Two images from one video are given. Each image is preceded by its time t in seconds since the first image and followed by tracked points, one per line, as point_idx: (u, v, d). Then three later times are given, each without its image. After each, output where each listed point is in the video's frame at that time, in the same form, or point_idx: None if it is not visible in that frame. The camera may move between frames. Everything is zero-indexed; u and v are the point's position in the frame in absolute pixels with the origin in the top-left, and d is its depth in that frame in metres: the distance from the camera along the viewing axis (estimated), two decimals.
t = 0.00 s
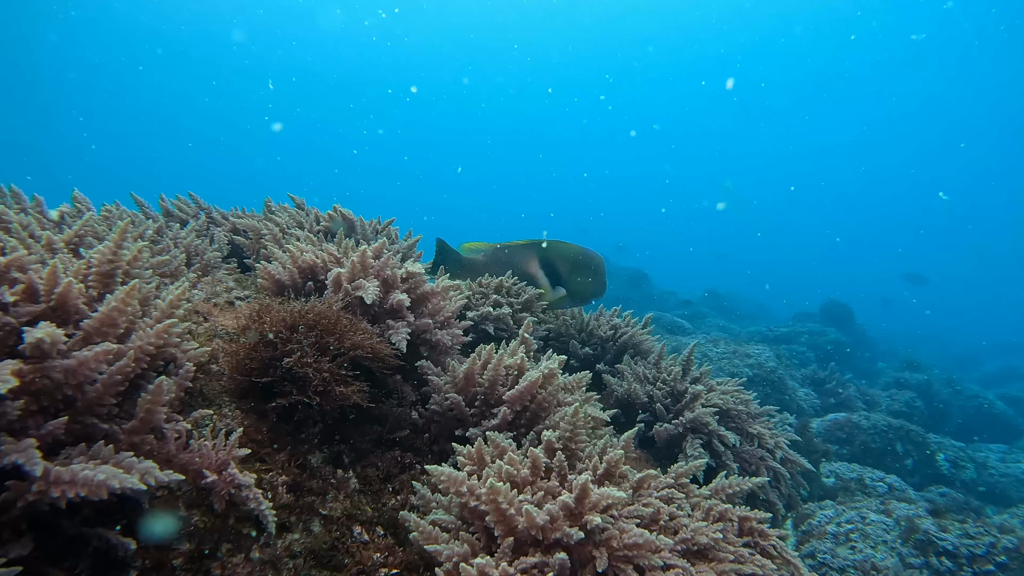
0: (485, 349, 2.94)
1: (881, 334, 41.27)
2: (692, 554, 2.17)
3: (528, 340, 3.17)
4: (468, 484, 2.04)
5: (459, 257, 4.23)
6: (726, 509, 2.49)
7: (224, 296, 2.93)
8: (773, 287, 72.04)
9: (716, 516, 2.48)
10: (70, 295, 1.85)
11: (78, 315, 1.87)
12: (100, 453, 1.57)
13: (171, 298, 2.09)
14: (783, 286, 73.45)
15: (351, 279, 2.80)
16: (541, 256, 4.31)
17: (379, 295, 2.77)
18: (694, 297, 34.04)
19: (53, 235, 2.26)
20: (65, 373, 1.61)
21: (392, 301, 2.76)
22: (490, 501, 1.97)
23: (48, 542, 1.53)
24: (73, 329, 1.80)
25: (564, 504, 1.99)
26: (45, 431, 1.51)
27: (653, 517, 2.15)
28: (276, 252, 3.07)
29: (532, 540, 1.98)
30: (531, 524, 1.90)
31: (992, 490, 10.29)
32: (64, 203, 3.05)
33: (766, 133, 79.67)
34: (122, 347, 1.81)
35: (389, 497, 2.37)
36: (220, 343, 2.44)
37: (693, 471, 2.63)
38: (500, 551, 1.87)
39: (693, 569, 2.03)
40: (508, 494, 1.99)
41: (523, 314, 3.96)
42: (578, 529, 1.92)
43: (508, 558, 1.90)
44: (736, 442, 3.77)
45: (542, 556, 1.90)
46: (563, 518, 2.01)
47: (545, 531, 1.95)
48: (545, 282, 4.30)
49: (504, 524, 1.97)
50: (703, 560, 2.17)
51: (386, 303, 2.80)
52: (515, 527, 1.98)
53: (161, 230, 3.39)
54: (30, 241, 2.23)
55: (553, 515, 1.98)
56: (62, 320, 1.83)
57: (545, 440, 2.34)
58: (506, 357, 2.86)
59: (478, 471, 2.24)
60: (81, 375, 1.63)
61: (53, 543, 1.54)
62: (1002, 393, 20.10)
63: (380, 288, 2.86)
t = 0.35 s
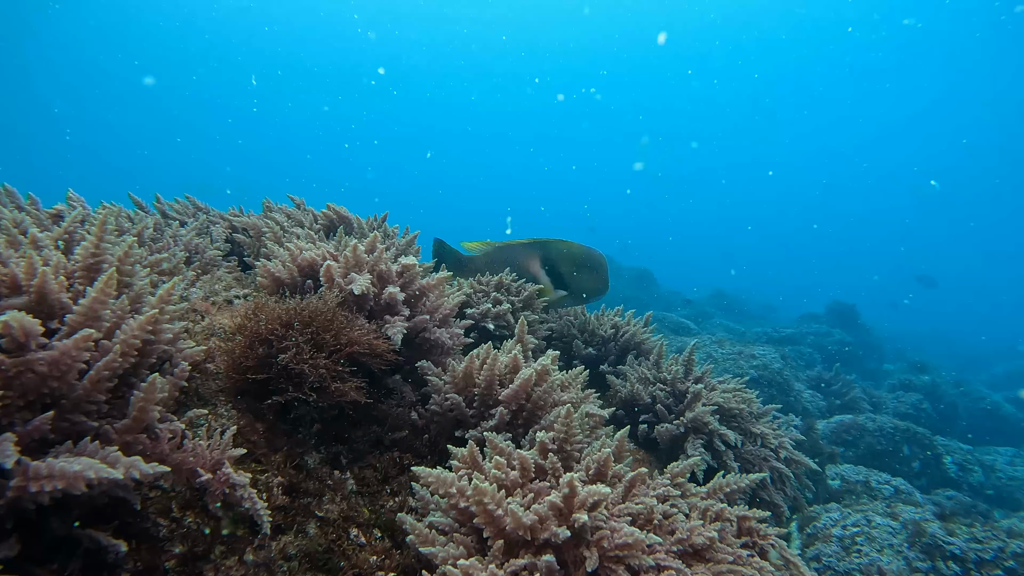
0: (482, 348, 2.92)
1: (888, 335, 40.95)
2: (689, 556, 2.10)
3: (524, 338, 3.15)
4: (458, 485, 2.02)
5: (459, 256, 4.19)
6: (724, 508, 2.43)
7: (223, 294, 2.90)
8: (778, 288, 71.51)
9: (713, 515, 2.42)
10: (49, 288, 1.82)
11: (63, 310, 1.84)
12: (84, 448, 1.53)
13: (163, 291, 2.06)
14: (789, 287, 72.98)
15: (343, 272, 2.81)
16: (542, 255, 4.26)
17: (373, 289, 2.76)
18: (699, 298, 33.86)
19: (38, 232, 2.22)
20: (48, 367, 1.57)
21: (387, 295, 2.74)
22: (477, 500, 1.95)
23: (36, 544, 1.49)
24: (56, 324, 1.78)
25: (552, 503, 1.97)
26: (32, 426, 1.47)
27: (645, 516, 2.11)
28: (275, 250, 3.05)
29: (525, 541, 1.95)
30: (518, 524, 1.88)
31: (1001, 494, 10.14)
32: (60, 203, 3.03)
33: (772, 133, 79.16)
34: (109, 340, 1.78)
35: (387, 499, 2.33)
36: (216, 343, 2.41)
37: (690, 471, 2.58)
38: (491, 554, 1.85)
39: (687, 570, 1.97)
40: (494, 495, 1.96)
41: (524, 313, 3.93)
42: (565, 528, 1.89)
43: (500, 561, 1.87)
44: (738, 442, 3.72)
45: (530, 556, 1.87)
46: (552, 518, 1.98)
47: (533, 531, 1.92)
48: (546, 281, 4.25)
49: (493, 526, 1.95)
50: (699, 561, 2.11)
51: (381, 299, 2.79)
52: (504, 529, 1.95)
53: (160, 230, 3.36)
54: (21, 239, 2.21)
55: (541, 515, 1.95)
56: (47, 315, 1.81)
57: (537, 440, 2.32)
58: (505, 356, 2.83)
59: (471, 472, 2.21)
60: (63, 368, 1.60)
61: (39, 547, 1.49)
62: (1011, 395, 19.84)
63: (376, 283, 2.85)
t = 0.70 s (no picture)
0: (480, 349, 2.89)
1: (894, 334, 40.59)
2: (687, 558, 2.04)
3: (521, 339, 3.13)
4: (446, 490, 2.01)
5: (459, 258, 4.16)
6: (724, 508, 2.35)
7: (221, 298, 2.87)
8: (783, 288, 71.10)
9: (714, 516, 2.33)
10: (28, 290, 1.79)
11: (45, 312, 1.81)
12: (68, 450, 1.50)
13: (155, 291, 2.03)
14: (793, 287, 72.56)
15: (333, 269, 2.80)
16: (542, 256, 4.22)
17: (366, 287, 2.74)
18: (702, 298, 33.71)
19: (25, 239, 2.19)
20: (30, 368, 1.54)
21: (381, 294, 2.72)
22: (465, 505, 1.92)
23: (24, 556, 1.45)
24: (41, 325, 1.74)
25: (541, 506, 1.93)
26: (16, 432, 1.43)
27: (638, 518, 2.06)
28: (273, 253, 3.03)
29: (519, 546, 1.90)
30: (506, 528, 1.85)
31: (1011, 495, 9.98)
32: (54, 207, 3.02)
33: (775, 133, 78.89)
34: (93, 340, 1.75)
35: (385, 506, 2.30)
36: (212, 348, 2.38)
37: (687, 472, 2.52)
38: (484, 561, 1.80)
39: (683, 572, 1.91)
40: (481, 498, 1.93)
41: (525, 314, 3.88)
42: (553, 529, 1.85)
43: (493, 569, 1.82)
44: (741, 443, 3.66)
45: (522, 561, 1.82)
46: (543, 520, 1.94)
47: (524, 535, 1.88)
48: (547, 281, 4.21)
49: (485, 532, 1.90)
50: (697, 562, 2.04)
51: (377, 298, 2.76)
52: (495, 534, 1.91)
53: (158, 235, 3.34)
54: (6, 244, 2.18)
55: (531, 519, 1.91)
56: (29, 317, 1.78)
57: (532, 444, 2.30)
58: (504, 357, 2.79)
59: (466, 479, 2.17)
60: (45, 368, 1.57)
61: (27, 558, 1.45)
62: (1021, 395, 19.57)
63: (369, 281, 2.84)
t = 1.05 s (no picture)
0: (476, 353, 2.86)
1: (899, 339, 40.33)
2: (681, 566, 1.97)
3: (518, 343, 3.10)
4: (433, 498, 2.01)
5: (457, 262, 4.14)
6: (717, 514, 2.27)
7: (217, 303, 2.85)
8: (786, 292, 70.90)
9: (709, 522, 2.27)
10: (8, 294, 1.77)
11: (25, 315, 1.78)
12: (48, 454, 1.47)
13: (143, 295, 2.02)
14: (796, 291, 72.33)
15: (323, 269, 2.80)
16: (541, 259, 4.19)
17: (357, 288, 2.73)
18: (706, 302, 33.53)
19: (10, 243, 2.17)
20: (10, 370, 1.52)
21: (373, 296, 2.70)
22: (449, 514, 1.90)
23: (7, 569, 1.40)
24: (20, 326, 1.72)
25: (526, 513, 1.90)
26: None
27: (629, 526, 2.02)
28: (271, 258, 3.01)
29: (508, 556, 1.87)
30: (492, 537, 1.80)
31: (1018, 502, 9.83)
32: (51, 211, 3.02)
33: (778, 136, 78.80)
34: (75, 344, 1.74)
35: (381, 515, 2.25)
36: (206, 354, 2.35)
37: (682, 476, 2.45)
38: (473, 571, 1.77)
39: None
40: (465, 506, 1.91)
41: (524, 318, 3.85)
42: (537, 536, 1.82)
43: None
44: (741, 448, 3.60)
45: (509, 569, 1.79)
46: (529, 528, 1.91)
47: (511, 542, 1.84)
48: (546, 285, 4.17)
49: (472, 542, 1.87)
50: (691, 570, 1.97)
51: (372, 302, 2.74)
52: (483, 544, 1.87)
53: (156, 238, 3.33)
54: None
55: (516, 527, 1.88)
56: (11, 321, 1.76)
57: (526, 451, 2.27)
58: (500, 362, 2.76)
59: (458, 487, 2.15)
60: (25, 371, 1.55)
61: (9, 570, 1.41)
62: None
63: (360, 281, 2.83)
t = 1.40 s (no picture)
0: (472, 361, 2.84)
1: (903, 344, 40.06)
2: None
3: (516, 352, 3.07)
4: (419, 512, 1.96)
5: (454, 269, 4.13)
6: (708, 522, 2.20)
7: (213, 313, 2.83)
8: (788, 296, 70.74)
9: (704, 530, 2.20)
10: None
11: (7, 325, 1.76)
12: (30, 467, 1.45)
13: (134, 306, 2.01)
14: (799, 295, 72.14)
15: (313, 275, 2.80)
16: (539, 266, 4.17)
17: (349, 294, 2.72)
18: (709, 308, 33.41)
19: None
20: None
21: (365, 302, 2.69)
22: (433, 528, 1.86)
23: None
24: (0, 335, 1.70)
25: (511, 524, 1.88)
26: None
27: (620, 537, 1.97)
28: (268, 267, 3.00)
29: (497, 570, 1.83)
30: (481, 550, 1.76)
31: None
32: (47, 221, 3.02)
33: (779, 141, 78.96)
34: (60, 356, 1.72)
35: (376, 529, 2.21)
36: (200, 366, 2.34)
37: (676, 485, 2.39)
38: None
39: None
40: (449, 519, 1.88)
41: (522, 325, 3.82)
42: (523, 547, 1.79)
43: None
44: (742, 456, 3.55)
45: None
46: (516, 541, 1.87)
47: (497, 554, 1.80)
48: (544, 291, 4.15)
49: (461, 557, 1.83)
50: None
51: (368, 311, 2.73)
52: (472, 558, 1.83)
53: (152, 247, 3.32)
54: None
55: (502, 539, 1.84)
56: None
57: (523, 462, 2.25)
58: (496, 371, 2.74)
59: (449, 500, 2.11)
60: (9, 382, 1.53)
61: None
62: None
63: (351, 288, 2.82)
